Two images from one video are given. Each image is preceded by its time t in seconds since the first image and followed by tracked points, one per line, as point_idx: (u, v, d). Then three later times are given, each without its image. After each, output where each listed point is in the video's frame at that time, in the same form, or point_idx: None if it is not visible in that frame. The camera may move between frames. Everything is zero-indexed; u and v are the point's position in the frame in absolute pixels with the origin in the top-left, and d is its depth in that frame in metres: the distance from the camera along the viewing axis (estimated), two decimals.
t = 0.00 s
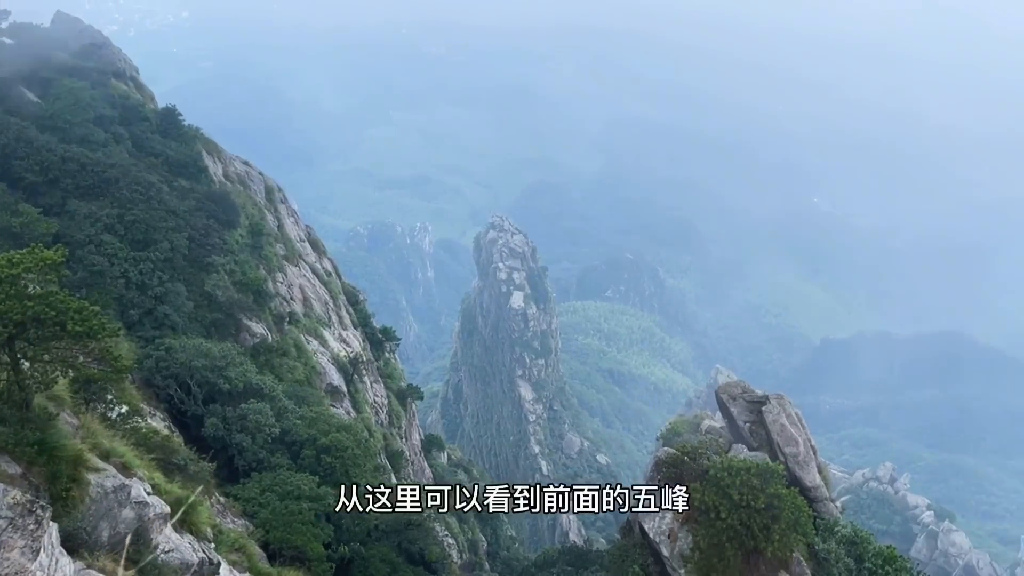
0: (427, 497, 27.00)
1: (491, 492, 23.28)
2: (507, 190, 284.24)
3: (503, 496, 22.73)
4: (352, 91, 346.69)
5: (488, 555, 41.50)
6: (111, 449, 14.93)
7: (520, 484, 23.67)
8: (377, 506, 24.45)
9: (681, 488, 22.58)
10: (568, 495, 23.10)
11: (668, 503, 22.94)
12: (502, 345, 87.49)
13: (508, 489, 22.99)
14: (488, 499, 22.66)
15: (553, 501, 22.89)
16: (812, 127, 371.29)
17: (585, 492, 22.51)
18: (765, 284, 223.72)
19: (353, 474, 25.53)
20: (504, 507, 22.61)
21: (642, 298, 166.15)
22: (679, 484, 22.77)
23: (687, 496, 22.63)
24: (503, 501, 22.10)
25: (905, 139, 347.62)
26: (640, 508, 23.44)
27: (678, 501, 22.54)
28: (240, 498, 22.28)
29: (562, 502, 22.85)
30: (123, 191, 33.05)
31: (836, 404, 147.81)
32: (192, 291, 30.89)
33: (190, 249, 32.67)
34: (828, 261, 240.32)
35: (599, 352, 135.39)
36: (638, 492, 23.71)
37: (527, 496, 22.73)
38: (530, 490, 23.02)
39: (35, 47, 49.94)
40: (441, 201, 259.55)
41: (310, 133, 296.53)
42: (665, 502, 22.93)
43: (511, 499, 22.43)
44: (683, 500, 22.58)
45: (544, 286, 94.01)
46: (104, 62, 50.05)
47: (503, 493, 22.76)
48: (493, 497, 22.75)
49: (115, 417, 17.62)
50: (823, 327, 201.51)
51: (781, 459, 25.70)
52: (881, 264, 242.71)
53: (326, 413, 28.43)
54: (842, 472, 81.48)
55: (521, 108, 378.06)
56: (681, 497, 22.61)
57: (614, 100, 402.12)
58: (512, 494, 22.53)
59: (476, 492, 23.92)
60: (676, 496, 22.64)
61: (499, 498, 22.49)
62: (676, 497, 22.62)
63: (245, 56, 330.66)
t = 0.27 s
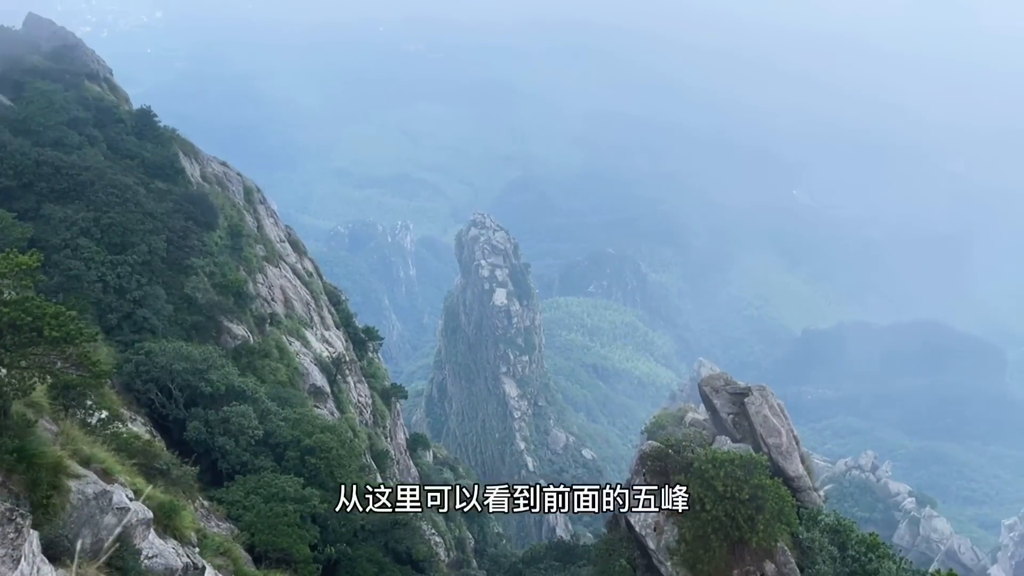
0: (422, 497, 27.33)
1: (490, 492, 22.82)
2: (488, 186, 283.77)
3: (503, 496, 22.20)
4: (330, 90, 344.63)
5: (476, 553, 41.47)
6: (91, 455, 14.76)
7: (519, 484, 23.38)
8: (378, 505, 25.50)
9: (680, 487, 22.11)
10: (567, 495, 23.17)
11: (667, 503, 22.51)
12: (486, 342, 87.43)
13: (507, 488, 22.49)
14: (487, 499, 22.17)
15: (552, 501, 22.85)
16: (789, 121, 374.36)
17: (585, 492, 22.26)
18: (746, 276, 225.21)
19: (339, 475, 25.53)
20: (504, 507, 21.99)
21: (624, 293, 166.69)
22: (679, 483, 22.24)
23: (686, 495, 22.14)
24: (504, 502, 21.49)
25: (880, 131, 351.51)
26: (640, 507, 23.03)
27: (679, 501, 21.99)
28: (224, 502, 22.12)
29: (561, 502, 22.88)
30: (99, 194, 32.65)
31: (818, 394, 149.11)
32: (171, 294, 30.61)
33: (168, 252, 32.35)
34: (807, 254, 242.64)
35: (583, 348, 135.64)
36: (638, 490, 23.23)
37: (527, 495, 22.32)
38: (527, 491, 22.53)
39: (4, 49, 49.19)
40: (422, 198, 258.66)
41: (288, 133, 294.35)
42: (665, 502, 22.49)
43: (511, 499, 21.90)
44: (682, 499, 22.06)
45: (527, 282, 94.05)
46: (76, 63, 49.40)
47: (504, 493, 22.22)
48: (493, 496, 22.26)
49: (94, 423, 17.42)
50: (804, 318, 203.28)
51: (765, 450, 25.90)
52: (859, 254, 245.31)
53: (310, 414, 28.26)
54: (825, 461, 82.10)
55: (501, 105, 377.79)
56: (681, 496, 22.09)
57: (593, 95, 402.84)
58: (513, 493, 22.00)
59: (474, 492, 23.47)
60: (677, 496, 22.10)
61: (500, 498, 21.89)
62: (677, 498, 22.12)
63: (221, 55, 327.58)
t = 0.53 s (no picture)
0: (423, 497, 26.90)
1: (490, 492, 22.09)
2: (469, 182, 283.17)
3: (503, 496, 21.33)
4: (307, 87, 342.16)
5: (463, 549, 41.36)
6: (71, 460, 14.59)
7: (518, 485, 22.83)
8: (377, 504, 25.87)
9: (680, 486, 21.51)
10: (567, 495, 22.39)
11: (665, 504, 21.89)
12: (470, 338, 87.34)
13: (507, 489, 21.74)
14: (487, 500, 21.40)
15: (553, 501, 21.85)
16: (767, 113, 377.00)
17: (584, 492, 22.55)
18: (727, 267, 226.69)
19: (325, 474, 25.51)
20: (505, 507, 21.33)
21: (606, 287, 167.27)
22: (679, 483, 21.64)
23: (687, 495, 21.51)
24: (503, 501, 20.77)
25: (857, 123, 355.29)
26: (641, 508, 22.48)
27: (677, 503, 21.42)
28: (208, 504, 21.97)
29: (562, 503, 21.93)
30: (75, 196, 32.21)
31: (800, 384, 150.13)
32: (150, 296, 30.31)
33: (147, 254, 32.02)
34: (787, 245, 244.72)
35: (567, 342, 135.96)
36: (638, 491, 22.72)
37: (526, 496, 21.60)
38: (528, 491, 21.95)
39: None
40: (403, 195, 257.85)
41: (267, 131, 292.23)
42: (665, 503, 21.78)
43: (511, 499, 21.10)
44: (683, 500, 21.41)
45: (509, 278, 94.09)
46: (50, 64, 48.72)
47: (503, 493, 21.39)
48: (492, 496, 21.51)
49: (74, 428, 17.24)
50: (786, 308, 204.99)
51: (748, 440, 26.11)
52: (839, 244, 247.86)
53: (293, 414, 28.10)
54: (808, 451, 82.79)
55: (481, 100, 377.16)
56: (681, 496, 21.45)
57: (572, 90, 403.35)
58: (512, 494, 21.23)
59: (475, 493, 23.02)
60: (676, 497, 21.47)
61: (499, 498, 21.08)
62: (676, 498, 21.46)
63: (197, 54, 324.51)
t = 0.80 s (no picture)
0: (423, 496, 27.05)
1: (489, 492, 22.50)
2: (450, 178, 282.48)
3: (503, 496, 21.82)
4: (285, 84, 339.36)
5: (451, 545, 41.42)
6: (53, 465, 14.38)
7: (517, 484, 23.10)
8: (378, 504, 25.95)
9: (680, 487, 21.35)
10: (567, 495, 22.94)
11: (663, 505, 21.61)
12: (454, 335, 87.17)
13: (506, 489, 22.27)
14: (488, 500, 21.76)
15: (553, 501, 22.32)
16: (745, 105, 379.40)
17: (584, 492, 22.90)
18: (709, 258, 227.75)
19: (310, 474, 25.41)
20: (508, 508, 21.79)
21: (589, 281, 167.56)
22: (677, 483, 21.47)
23: (687, 495, 21.41)
24: (504, 502, 21.27)
25: (834, 115, 358.67)
26: (640, 508, 21.90)
27: (676, 503, 21.32)
28: (193, 506, 21.80)
29: (561, 502, 22.48)
30: (51, 199, 31.78)
31: (783, 373, 151.31)
32: (129, 298, 29.99)
33: (125, 256, 31.66)
34: (767, 236, 246.44)
35: (551, 336, 136.17)
36: (638, 491, 22.13)
37: (527, 496, 22.04)
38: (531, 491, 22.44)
39: None
40: (384, 192, 256.69)
41: (245, 130, 289.77)
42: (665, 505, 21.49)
43: (512, 499, 21.63)
44: (683, 500, 21.35)
45: (492, 273, 94.05)
46: (22, 65, 47.99)
47: (503, 493, 21.90)
48: (492, 497, 21.89)
49: (55, 433, 17.04)
50: (767, 298, 206.45)
51: (731, 431, 26.26)
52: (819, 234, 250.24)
53: (277, 415, 27.91)
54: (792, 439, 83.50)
55: (461, 95, 376.18)
56: (681, 496, 21.34)
57: (551, 85, 403.26)
58: (512, 495, 21.71)
59: (475, 493, 23.44)
60: (675, 497, 21.36)
61: (499, 498, 21.61)
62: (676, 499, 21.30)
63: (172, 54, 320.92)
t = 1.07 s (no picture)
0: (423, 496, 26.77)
1: (489, 492, 22.53)
2: (431, 174, 281.65)
3: (503, 496, 21.88)
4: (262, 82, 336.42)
5: (438, 541, 41.42)
6: (34, 470, 14.23)
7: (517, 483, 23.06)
8: (378, 505, 26.07)
9: (681, 487, 21.12)
10: (566, 495, 23.05)
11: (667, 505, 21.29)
12: (438, 331, 87.00)
13: (507, 489, 22.28)
14: (488, 500, 21.80)
15: (553, 501, 22.30)
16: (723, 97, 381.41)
17: (585, 491, 22.71)
18: (690, 249, 228.79)
19: (295, 473, 25.31)
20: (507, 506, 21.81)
21: (572, 274, 167.91)
22: (679, 483, 21.23)
23: (687, 495, 21.20)
24: (504, 502, 21.27)
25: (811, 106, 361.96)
26: (640, 509, 21.41)
27: (676, 502, 21.12)
28: (177, 508, 21.64)
29: (561, 502, 22.47)
30: (25, 201, 31.33)
31: (765, 362, 152.44)
32: (108, 300, 29.71)
33: (102, 257, 31.27)
34: (747, 227, 248.16)
35: (534, 330, 136.33)
36: (637, 490, 21.66)
37: (527, 496, 22.01)
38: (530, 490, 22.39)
39: None
40: (364, 188, 255.61)
41: (222, 129, 287.25)
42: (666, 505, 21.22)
43: (512, 500, 21.62)
44: (684, 500, 21.13)
45: (475, 268, 93.98)
46: None
47: (503, 494, 21.91)
48: (493, 497, 21.90)
49: (33, 436, 16.83)
50: (748, 288, 208.09)
51: (715, 420, 26.45)
52: (797, 223, 252.50)
53: (261, 414, 27.74)
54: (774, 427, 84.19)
55: (441, 90, 375.13)
56: (682, 496, 21.14)
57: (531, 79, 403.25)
58: (513, 495, 21.69)
59: (475, 492, 23.43)
60: (676, 496, 21.14)
61: (499, 499, 21.65)
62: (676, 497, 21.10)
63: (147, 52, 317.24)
